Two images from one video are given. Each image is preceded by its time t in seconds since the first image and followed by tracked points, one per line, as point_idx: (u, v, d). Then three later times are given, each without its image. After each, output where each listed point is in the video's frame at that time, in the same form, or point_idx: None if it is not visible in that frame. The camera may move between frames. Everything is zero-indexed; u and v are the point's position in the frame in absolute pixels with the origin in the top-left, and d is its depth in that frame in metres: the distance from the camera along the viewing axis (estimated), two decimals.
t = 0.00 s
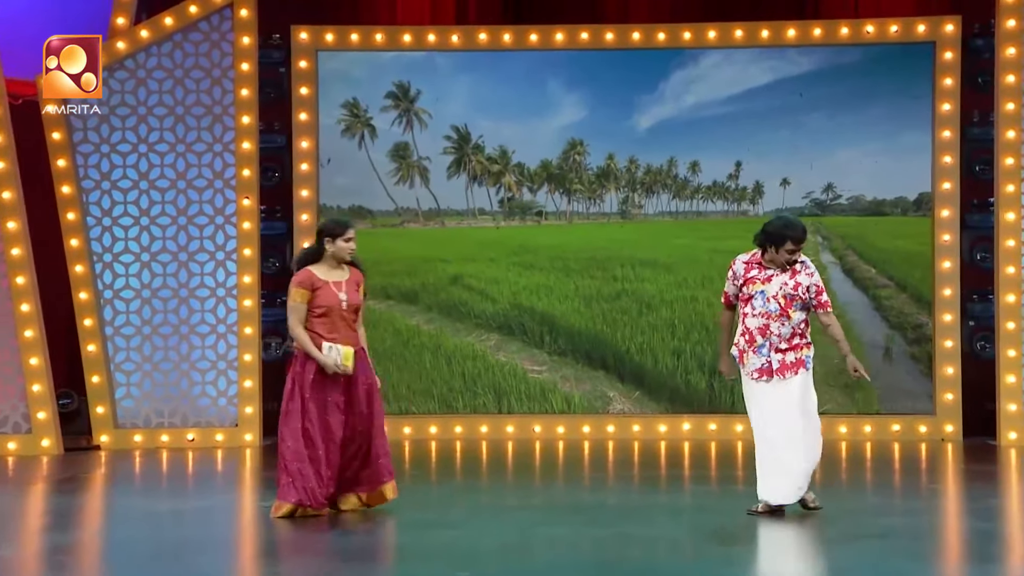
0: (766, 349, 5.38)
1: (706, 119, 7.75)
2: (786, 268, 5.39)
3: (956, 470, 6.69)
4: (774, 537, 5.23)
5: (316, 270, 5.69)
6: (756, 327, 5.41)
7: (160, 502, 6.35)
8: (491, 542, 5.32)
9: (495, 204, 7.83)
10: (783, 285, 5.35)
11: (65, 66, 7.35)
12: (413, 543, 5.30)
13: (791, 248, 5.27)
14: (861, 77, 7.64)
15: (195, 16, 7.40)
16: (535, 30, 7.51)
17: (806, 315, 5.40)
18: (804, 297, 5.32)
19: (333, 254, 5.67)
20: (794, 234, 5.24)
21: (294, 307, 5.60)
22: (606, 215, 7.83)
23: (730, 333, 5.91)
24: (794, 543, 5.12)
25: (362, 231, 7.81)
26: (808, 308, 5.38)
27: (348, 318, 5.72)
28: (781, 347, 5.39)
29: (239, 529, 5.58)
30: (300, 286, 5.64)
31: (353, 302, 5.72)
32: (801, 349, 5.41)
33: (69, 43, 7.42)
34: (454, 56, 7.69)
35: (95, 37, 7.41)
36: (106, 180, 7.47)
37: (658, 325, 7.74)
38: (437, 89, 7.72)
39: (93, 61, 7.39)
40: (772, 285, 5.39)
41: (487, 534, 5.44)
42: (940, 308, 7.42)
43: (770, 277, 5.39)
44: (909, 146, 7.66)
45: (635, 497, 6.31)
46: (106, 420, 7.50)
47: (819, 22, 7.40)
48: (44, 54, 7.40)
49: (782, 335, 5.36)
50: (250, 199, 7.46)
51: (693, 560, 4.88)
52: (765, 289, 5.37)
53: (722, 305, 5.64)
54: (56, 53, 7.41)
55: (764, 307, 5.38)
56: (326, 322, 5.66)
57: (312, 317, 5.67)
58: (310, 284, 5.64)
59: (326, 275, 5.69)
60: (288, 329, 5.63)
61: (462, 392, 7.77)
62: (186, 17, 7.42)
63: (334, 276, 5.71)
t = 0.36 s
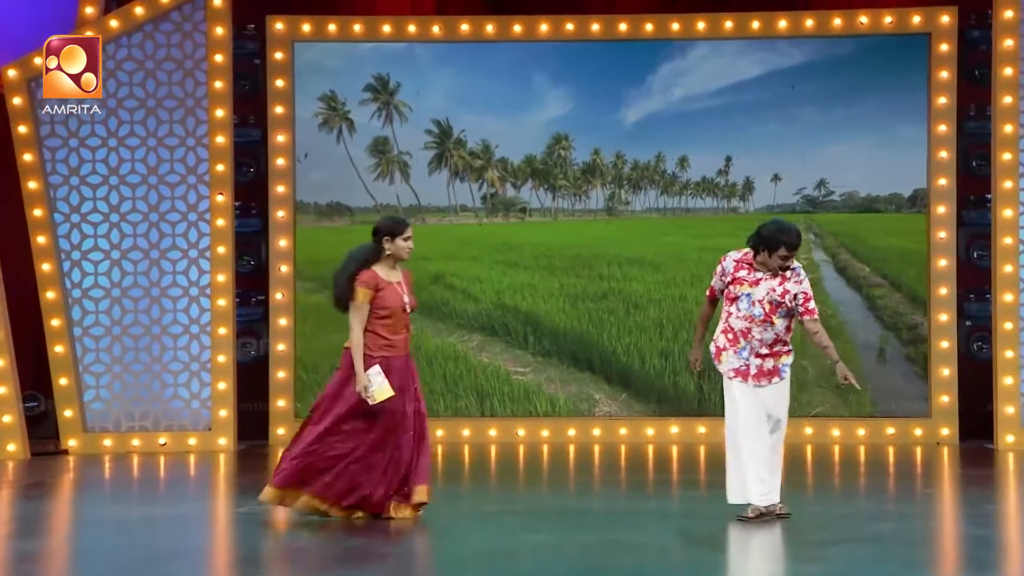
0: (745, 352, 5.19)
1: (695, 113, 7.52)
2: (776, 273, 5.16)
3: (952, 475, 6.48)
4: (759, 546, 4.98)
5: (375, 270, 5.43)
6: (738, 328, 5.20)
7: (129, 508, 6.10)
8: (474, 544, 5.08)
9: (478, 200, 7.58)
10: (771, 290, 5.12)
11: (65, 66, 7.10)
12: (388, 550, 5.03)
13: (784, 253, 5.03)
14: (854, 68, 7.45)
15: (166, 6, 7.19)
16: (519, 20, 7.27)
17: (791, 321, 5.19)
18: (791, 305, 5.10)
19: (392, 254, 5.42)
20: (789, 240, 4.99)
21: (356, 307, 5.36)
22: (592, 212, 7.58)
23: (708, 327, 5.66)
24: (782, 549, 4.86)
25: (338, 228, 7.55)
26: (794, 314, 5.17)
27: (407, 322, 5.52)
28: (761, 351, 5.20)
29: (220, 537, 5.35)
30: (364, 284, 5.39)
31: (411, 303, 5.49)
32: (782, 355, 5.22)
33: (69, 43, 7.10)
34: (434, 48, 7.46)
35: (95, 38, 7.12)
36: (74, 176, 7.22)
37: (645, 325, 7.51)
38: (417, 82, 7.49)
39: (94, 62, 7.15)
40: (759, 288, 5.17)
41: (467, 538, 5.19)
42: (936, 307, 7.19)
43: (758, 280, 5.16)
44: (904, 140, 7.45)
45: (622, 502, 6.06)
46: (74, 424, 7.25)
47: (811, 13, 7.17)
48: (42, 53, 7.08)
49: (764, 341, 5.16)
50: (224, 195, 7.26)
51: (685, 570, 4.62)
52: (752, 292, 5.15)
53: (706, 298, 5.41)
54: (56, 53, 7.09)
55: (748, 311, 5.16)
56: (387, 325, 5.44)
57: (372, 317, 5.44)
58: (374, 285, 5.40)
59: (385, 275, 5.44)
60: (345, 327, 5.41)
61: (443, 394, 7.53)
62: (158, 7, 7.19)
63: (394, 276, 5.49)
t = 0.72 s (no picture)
0: (690, 348, 5.14)
1: (661, 107, 7.43)
2: (723, 269, 5.14)
3: (919, 474, 6.39)
4: (717, 546, 4.85)
5: (423, 272, 5.21)
6: (685, 323, 5.16)
7: (82, 509, 5.93)
8: (425, 544, 4.93)
9: (440, 195, 7.46)
10: (716, 284, 5.10)
11: (65, 66, 7.03)
12: (338, 551, 4.87)
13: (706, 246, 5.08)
14: (823, 62, 7.36)
15: None
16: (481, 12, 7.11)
17: (739, 319, 5.12)
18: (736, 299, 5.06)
19: (441, 257, 5.20)
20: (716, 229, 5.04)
21: (401, 309, 5.15)
22: (556, 207, 7.48)
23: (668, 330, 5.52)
24: (740, 547, 4.73)
25: (298, 223, 7.41)
26: (742, 311, 5.11)
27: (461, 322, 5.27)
28: (707, 347, 5.14)
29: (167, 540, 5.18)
30: (409, 286, 5.18)
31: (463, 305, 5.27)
32: (728, 353, 5.13)
33: (70, 43, 7.02)
34: (396, 40, 7.32)
35: (96, 37, 7.05)
36: (26, 170, 7.06)
37: (610, 323, 7.40)
38: (378, 75, 7.36)
39: (94, 61, 7.06)
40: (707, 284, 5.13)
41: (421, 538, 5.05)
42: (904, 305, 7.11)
43: (706, 275, 5.13)
44: (872, 135, 7.37)
45: (585, 500, 5.91)
46: (26, 423, 7.07)
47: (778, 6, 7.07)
48: (43, 53, 6.99)
49: (710, 336, 5.10)
50: (180, 190, 7.09)
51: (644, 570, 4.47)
52: (699, 287, 5.12)
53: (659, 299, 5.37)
54: (56, 53, 7.02)
55: (695, 305, 5.12)
56: (439, 327, 5.22)
57: (421, 319, 5.22)
58: (420, 287, 5.17)
59: (434, 276, 5.22)
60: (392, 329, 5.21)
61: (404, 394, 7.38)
62: None
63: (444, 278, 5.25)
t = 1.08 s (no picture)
0: (600, 340, 5.20)
1: (631, 99, 7.30)
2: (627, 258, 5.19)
3: (894, 471, 6.27)
4: (685, 545, 4.70)
5: (493, 263, 5.19)
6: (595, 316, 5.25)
7: (39, 509, 5.73)
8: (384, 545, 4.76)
9: (407, 188, 7.32)
10: (616, 273, 5.16)
11: (65, 66, 6.88)
12: (293, 553, 4.69)
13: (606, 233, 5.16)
14: (797, 53, 7.25)
15: None
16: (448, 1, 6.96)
17: (642, 309, 5.13)
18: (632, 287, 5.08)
19: (507, 248, 5.19)
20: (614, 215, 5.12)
21: (477, 303, 5.13)
22: (525, 200, 7.37)
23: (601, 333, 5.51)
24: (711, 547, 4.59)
25: (262, 216, 7.26)
26: (642, 301, 5.13)
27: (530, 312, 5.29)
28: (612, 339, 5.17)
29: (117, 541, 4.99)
30: (480, 280, 5.16)
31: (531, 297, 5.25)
32: (633, 345, 5.14)
33: (70, 42, 6.88)
34: (361, 29, 7.20)
35: (96, 37, 6.89)
36: None
37: (580, 318, 7.25)
38: (343, 65, 7.23)
39: (94, 61, 6.91)
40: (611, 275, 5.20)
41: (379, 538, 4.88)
42: (878, 299, 6.99)
43: (610, 266, 5.20)
44: (847, 127, 7.27)
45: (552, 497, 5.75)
46: None
47: None
48: (43, 53, 6.85)
49: (611, 327, 5.15)
50: (140, 181, 6.93)
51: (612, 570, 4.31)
52: (601, 278, 5.20)
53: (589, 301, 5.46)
54: (56, 53, 6.87)
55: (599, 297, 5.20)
56: (512, 318, 5.21)
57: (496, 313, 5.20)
58: (492, 278, 5.17)
59: (504, 267, 5.22)
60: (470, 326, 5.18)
61: (371, 390, 7.24)
62: None
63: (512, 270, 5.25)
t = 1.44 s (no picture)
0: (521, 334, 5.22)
1: (602, 94, 7.23)
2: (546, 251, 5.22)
3: (868, 472, 6.16)
4: (654, 547, 4.56)
5: (578, 256, 4.94)
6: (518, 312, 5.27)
7: None
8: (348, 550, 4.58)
9: (375, 183, 7.24)
10: (534, 266, 5.19)
11: (65, 66, 6.71)
12: (256, 560, 4.47)
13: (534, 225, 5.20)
14: (770, 47, 7.15)
15: None
16: None
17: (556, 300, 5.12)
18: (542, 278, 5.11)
19: (594, 242, 4.94)
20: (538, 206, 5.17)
21: (551, 293, 4.89)
22: (495, 196, 7.25)
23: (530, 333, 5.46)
24: (681, 550, 4.46)
25: (226, 213, 7.15)
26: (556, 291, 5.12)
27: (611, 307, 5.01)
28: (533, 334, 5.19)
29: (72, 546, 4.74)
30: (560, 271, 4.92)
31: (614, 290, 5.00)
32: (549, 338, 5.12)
33: (70, 42, 6.70)
34: (328, 21, 7.11)
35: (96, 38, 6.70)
36: None
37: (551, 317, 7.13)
38: (309, 59, 7.14)
39: (94, 61, 6.72)
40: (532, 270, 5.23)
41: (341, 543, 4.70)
42: (852, 295, 6.88)
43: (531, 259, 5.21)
44: (820, 123, 7.19)
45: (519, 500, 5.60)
46: None
47: None
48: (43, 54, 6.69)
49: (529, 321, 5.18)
50: (102, 177, 6.77)
51: (579, 574, 4.17)
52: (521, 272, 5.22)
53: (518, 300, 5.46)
54: (56, 53, 6.71)
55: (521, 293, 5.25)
56: (590, 311, 4.95)
57: (571, 305, 4.95)
58: (571, 271, 4.91)
59: (587, 260, 4.96)
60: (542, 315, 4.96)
61: (338, 390, 7.11)
62: None
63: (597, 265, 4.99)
